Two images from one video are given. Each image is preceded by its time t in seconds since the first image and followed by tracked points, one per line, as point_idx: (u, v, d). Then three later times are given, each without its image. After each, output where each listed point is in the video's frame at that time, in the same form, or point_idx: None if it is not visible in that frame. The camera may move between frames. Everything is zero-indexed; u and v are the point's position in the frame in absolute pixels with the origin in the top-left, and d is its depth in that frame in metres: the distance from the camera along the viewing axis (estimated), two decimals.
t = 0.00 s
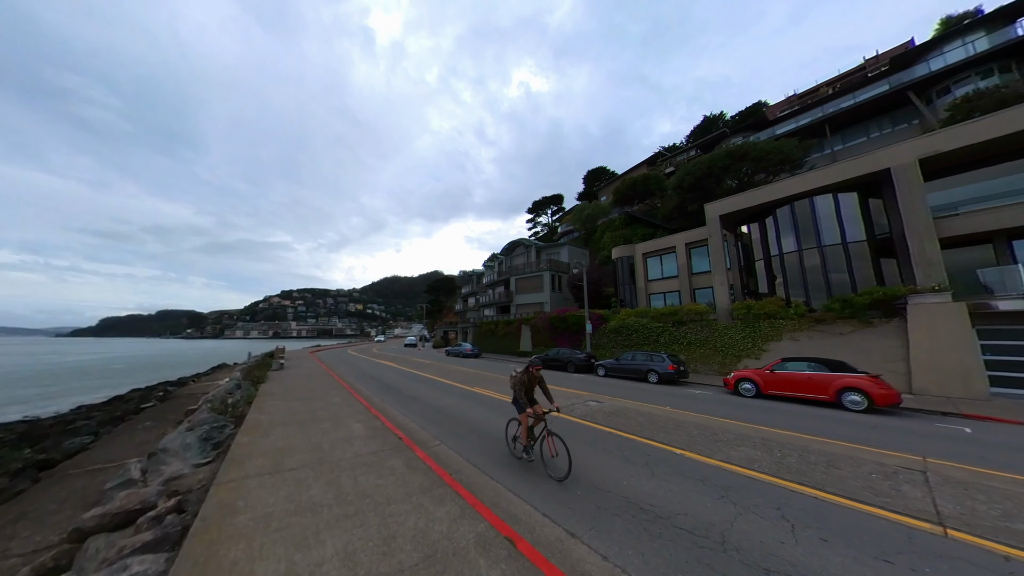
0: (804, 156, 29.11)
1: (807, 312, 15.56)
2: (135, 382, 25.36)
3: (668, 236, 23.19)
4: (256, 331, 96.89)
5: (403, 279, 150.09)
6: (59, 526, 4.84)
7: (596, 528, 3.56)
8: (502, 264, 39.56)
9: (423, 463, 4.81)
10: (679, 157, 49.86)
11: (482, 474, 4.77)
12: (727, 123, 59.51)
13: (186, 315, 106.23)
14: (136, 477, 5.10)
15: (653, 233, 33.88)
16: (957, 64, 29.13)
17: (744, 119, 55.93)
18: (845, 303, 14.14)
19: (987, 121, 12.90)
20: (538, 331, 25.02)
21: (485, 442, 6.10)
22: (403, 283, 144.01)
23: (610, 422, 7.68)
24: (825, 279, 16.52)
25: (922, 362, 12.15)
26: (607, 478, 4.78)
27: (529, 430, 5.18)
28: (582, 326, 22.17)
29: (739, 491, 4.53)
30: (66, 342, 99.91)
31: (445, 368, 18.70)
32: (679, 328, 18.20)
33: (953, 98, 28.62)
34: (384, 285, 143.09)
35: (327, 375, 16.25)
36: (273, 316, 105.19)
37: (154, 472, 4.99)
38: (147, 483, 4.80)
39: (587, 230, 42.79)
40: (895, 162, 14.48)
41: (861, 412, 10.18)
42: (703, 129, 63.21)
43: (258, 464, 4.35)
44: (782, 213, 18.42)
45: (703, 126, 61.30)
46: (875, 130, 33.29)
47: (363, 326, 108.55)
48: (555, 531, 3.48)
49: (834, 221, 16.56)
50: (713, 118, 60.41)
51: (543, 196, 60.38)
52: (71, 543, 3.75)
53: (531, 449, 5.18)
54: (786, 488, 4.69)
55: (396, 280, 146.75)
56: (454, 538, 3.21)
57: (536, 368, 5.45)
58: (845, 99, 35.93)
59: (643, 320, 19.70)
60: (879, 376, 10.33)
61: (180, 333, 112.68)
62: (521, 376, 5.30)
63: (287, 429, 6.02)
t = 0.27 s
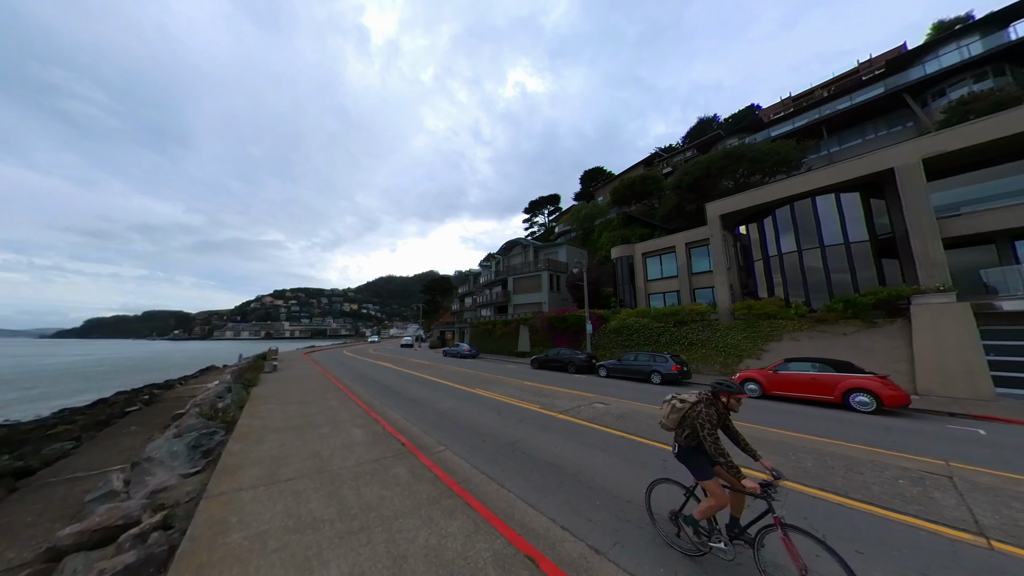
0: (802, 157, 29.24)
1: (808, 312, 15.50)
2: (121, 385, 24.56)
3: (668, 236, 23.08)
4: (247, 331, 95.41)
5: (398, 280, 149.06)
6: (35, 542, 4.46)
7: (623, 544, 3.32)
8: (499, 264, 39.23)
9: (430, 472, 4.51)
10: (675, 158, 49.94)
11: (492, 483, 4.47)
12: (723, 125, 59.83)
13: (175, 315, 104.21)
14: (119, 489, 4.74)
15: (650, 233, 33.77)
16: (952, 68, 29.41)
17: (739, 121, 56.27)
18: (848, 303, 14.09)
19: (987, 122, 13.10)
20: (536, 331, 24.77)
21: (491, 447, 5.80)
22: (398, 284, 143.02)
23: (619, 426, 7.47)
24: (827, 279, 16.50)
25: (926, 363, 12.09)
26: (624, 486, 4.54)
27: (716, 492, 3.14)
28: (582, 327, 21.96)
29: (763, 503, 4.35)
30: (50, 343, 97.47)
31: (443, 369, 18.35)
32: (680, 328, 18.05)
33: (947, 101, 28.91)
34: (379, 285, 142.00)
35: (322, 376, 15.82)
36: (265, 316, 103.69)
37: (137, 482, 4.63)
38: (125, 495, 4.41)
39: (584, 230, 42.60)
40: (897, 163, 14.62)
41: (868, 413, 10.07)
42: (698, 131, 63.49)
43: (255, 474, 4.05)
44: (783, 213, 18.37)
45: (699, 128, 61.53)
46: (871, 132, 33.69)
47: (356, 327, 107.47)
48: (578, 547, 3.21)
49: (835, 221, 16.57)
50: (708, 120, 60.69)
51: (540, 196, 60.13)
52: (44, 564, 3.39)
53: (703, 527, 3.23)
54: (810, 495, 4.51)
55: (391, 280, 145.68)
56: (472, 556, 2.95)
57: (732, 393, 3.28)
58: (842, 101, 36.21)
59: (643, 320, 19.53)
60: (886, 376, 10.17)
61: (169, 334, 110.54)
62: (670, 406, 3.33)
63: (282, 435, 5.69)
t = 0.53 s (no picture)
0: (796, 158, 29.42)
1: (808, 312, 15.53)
2: (104, 386, 23.75)
3: (666, 235, 23.01)
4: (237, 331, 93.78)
5: (391, 279, 147.91)
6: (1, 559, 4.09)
7: (647, 557, 3.09)
8: (495, 263, 38.93)
9: (434, 479, 4.20)
10: (670, 158, 50.07)
11: (500, 489, 4.21)
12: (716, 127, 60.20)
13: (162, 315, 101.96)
14: (96, 501, 4.38)
15: (646, 233, 33.73)
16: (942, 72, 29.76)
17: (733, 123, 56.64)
18: (849, 301, 14.15)
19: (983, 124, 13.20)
20: (533, 331, 24.58)
21: (495, 450, 5.55)
22: (391, 283, 141.92)
23: (626, 428, 7.28)
24: (825, 279, 16.51)
25: (924, 361, 12.01)
26: (641, 490, 4.35)
27: None
28: (579, 326, 21.81)
29: (785, 506, 4.23)
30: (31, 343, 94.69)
31: (439, 369, 18.03)
32: (680, 328, 17.94)
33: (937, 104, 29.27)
34: (372, 285, 140.77)
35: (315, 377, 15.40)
36: (255, 316, 102.03)
37: (114, 494, 4.28)
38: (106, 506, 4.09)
39: (580, 229, 42.46)
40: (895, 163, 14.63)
41: (873, 412, 10.08)
42: (692, 132, 63.81)
43: (246, 482, 3.76)
44: (781, 213, 18.36)
45: (693, 129, 61.85)
46: (862, 134, 34.18)
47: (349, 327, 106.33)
48: (598, 560, 2.97)
49: (834, 220, 16.59)
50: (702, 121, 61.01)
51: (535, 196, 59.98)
52: None
53: None
54: (831, 498, 4.46)
55: (384, 280, 144.63)
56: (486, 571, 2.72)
57: None
58: (835, 104, 36.63)
59: (642, 320, 19.41)
60: (889, 375, 10.28)
61: (155, 334, 108.19)
62: None
63: (275, 439, 5.39)
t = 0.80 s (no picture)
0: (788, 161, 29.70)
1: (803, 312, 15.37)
2: (82, 389, 22.82)
3: (662, 236, 22.99)
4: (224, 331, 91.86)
5: (383, 279, 146.58)
6: None
7: None
8: (490, 263, 38.64)
9: (438, 491, 3.92)
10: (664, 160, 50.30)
11: (506, 501, 3.96)
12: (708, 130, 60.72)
13: (145, 314, 99.25)
14: (61, 519, 3.99)
15: (641, 234, 33.76)
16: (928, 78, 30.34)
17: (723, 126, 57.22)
18: (843, 302, 13.91)
19: (973, 129, 13.41)
20: (529, 331, 24.36)
21: (497, 457, 5.27)
22: (383, 283, 140.55)
23: (631, 432, 7.09)
24: (819, 280, 16.59)
25: (918, 360, 12.19)
26: (654, 501, 4.20)
27: None
28: (575, 326, 21.65)
29: (807, 519, 4.32)
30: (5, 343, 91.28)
31: (434, 370, 17.69)
32: (676, 328, 17.87)
33: (922, 110, 29.83)
34: (363, 284, 139.23)
35: (307, 379, 14.94)
36: (243, 316, 99.98)
37: (82, 511, 3.89)
38: (68, 528, 3.65)
39: (575, 229, 42.32)
40: (888, 166, 14.74)
41: (873, 413, 10.03)
42: (684, 135, 64.30)
43: (232, 498, 3.43)
44: (777, 214, 18.40)
45: (685, 132, 62.23)
46: (851, 139, 34.62)
47: (339, 327, 104.92)
48: None
49: (827, 222, 16.67)
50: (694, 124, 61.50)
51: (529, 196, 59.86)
52: None
53: None
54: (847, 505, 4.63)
55: (376, 279, 143.27)
56: None
57: None
58: (824, 108, 37.10)
59: (639, 320, 19.31)
60: (889, 376, 10.28)
61: (138, 334, 105.21)
62: None
63: (263, 448, 5.03)
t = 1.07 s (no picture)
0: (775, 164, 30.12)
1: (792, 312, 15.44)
2: (49, 392, 21.61)
3: (654, 236, 23.00)
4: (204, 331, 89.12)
5: (371, 278, 144.59)
6: None
7: None
8: (482, 263, 38.28)
9: (434, 501, 3.63)
10: (654, 162, 50.65)
11: (507, 511, 3.69)
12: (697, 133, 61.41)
13: (120, 314, 95.60)
14: (8, 540, 3.57)
15: (632, 234, 33.81)
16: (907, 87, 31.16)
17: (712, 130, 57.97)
18: (832, 302, 14.06)
19: (958, 134, 13.67)
20: (521, 332, 24.13)
21: (494, 461, 5.00)
22: (370, 283, 138.61)
23: (630, 434, 6.90)
24: (808, 280, 16.74)
25: (904, 360, 12.29)
26: (667, 511, 4.10)
27: None
28: (568, 326, 21.50)
29: (819, 523, 4.24)
30: None
31: (425, 371, 17.29)
32: (669, 328, 17.85)
33: (902, 118, 30.62)
34: (350, 284, 137.11)
35: (292, 381, 14.40)
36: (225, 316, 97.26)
37: (32, 530, 3.49)
38: (13, 553, 3.24)
39: (568, 229, 42.19)
40: (876, 169, 14.95)
41: (865, 412, 10.02)
42: (674, 138, 64.91)
43: (206, 515, 3.09)
44: (767, 215, 18.53)
45: (675, 135, 62.79)
46: (834, 144, 35.36)
47: (325, 328, 102.96)
48: None
49: (816, 223, 16.84)
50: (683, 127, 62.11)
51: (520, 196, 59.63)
52: None
53: None
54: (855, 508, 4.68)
55: (364, 279, 141.28)
56: None
57: None
58: (809, 114, 37.83)
59: (632, 320, 19.25)
60: (881, 376, 10.28)
61: (113, 334, 101.29)
62: None
63: (244, 456, 4.67)
